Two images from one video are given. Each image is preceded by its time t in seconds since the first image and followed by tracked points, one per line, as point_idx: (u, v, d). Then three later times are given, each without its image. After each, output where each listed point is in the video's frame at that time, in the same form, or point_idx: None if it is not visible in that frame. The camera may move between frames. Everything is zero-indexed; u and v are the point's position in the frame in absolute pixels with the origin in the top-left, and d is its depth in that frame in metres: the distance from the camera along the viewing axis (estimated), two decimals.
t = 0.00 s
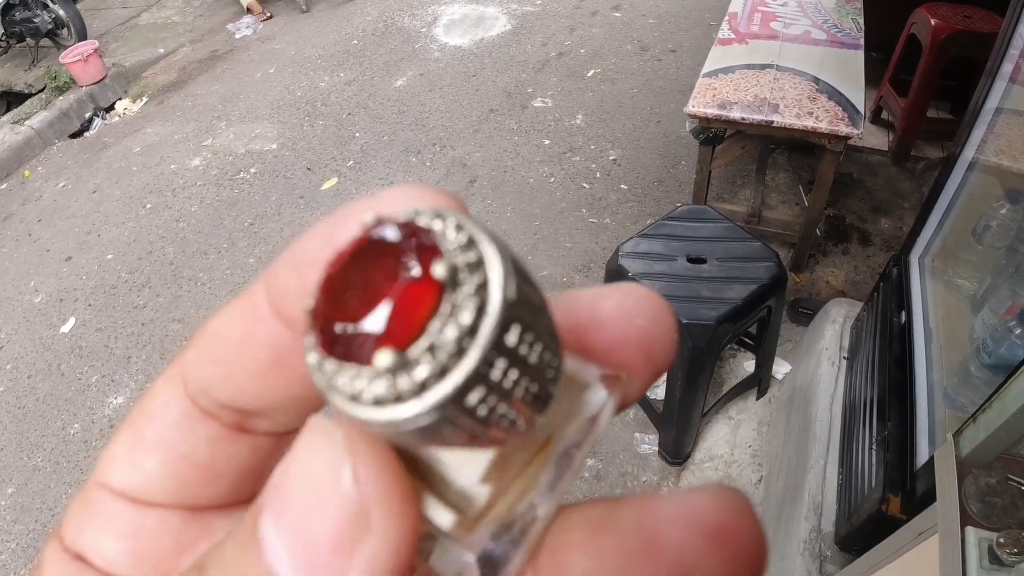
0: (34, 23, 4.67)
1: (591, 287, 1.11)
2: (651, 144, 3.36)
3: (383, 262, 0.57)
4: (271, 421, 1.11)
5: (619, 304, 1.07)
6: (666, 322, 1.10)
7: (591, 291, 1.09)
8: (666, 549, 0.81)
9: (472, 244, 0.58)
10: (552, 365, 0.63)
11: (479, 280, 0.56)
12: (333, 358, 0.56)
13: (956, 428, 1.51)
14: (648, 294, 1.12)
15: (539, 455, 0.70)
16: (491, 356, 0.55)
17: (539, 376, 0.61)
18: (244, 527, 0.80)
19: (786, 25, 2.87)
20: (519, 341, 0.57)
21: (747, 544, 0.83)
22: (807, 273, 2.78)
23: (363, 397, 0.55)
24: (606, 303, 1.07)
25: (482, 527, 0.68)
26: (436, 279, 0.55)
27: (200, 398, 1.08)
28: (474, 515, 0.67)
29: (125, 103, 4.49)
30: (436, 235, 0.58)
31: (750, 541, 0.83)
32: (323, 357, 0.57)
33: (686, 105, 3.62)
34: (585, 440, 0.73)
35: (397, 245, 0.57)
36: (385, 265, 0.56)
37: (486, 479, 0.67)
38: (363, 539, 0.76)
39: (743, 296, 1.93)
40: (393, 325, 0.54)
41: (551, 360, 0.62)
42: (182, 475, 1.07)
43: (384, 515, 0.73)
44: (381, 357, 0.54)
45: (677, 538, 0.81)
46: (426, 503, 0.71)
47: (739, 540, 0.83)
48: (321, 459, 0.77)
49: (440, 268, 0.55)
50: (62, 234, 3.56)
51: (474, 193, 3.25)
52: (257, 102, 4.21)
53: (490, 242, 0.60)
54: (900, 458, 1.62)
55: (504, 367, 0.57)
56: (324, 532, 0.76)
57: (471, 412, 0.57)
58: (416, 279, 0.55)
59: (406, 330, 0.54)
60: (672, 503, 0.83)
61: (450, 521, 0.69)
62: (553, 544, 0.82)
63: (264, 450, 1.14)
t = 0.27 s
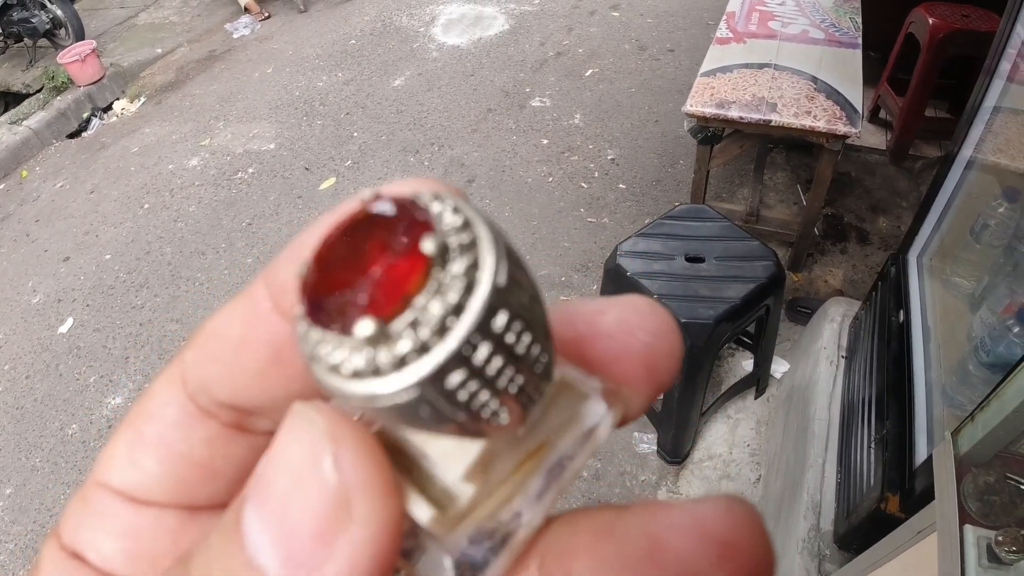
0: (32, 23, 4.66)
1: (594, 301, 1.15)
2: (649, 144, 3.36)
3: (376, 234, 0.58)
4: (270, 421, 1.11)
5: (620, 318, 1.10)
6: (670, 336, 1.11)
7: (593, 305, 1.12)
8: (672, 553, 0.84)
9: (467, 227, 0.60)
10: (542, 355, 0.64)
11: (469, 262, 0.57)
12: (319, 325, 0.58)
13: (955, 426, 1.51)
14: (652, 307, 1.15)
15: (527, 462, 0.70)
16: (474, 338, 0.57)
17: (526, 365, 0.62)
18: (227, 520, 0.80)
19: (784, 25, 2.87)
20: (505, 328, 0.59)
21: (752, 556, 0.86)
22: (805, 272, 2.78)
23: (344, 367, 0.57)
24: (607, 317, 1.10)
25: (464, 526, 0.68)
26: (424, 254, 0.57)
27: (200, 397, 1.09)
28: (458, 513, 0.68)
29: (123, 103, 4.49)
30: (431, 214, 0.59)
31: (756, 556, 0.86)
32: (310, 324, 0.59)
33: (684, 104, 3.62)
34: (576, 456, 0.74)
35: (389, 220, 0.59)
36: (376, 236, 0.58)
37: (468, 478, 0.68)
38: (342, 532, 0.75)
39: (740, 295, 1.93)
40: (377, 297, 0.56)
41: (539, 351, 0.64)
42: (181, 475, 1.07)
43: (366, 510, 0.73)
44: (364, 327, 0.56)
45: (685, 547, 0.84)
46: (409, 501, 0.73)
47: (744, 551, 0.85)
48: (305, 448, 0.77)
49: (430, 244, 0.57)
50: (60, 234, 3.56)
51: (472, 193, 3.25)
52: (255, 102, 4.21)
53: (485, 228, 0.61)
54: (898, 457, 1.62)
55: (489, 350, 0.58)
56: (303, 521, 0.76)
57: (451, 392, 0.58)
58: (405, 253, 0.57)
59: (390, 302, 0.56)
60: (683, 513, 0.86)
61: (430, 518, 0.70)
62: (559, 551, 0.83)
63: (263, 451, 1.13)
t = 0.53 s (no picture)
0: (30, 22, 4.65)
1: (593, 303, 1.15)
2: (648, 143, 3.36)
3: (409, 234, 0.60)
4: (275, 417, 1.11)
5: (619, 320, 1.10)
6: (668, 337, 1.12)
7: (592, 307, 1.13)
8: (682, 538, 0.86)
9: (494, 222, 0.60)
10: (565, 351, 0.64)
11: (499, 255, 0.57)
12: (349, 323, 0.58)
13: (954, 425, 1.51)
14: (649, 309, 1.15)
15: (534, 463, 0.70)
16: (505, 332, 0.56)
17: (550, 361, 0.62)
18: (235, 522, 0.80)
19: (782, 24, 2.87)
20: (533, 322, 0.58)
21: (759, 537, 0.89)
22: (804, 271, 2.78)
23: (374, 365, 0.55)
24: (607, 319, 1.10)
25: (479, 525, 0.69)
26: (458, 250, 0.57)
27: (207, 392, 1.09)
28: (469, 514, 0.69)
29: (121, 102, 4.48)
30: (458, 211, 0.60)
31: (762, 537, 0.89)
32: (338, 322, 0.58)
33: (683, 103, 3.62)
34: (582, 452, 0.75)
35: (426, 220, 0.60)
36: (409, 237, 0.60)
37: (481, 476, 0.68)
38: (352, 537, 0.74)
39: (740, 293, 1.93)
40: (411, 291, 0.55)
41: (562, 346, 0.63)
42: (186, 472, 1.07)
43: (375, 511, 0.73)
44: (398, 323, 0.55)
45: (693, 529, 0.87)
46: (423, 504, 0.72)
47: (751, 533, 0.88)
48: (310, 453, 0.76)
49: (462, 239, 0.57)
50: (58, 234, 3.55)
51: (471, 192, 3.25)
52: (253, 101, 4.20)
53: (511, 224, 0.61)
54: (897, 455, 1.62)
55: (518, 346, 0.57)
56: (313, 525, 0.75)
57: (480, 388, 0.57)
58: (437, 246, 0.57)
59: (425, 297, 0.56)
60: (691, 497, 0.89)
61: (447, 518, 0.70)
62: (565, 539, 0.84)
63: (268, 448, 1.13)
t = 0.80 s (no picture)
0: (29, 22, 4.65)
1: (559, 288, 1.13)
2: (648, 142, 3.36)
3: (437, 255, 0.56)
4: (269, 417, 1.10)
5: (585, 302, 1.09)
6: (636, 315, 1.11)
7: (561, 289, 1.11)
8: (655, 503, 0.85)
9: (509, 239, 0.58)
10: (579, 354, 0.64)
11: (523, 271, 0.56)
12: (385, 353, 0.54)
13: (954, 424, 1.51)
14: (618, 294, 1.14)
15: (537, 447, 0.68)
16: (538, 347, 0.55)
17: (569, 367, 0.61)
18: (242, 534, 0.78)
19: (782, 23, 2.87)
20: (555, 332, 0.57)
21: (732, 490, 0.87)
22: (804, 270, 2.78)
23: (416, 394, 0.52)
24: (571, 302, 1.09)
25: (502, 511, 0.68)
26: (489, 270, 0.55)
27: (198, 394, 1.08)
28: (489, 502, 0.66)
29: (121, 102, 4.48)
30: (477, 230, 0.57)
31: (735, 489, 0.87)
32: (372, 354, 0.54)
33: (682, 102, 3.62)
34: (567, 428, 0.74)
35: (447, 243, 0.56)
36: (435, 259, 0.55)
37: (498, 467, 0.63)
38: (377, 546, 0.72)
39: (739, 293, 1.93)
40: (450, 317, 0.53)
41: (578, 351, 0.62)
42: (179, 471, 1.07)
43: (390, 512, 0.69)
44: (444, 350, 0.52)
45: (663, 490, 0.86)
46: (442, 499, 0.68)
47: (724, 488, 0.86)
48: (325, 466, 0.73)
49: (493, 260, 0.55)
50: (58, 234, 3.55)
51: (470, 192, 3.25)
52: (253, 101, 4.20)
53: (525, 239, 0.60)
54: (897, 454, 1.62)
55: (548, 355, 0.56)
56: (332, 534, 0.73)
57: (518, 401, 0.56)
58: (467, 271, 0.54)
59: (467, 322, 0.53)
60: (658, 459, 0.87)
61: (471, 512, 0.66)
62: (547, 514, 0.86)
63: (262, 448, 1.13)
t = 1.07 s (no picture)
0: (29, 23, 4.64)
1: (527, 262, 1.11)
2: (647, 142, 3.36)
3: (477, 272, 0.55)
4: (257, 414, 1.09)
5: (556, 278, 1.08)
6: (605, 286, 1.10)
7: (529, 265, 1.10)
8: (652, 461, 0.90)
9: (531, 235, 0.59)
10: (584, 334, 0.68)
11: (554, 270, 0.58)
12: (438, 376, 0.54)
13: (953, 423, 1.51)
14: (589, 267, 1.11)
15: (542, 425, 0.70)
16: (573, 343, 0.59)
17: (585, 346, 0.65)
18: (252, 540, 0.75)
19: (781, 22, 2.87)
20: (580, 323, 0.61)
21: (724, 446, 0.92)
22: (803, 270, 2.78)
23: (470, 406, 0.54)
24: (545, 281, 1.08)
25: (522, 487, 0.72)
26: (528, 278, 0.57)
27: (183, 394, 1.07)
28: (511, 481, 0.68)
29: (120, 103, 4.48)
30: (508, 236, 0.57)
31: (726, 445, 0.92)
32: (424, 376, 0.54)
33: (681, 102, 3.62)
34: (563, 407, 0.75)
35: (482, 251, 0.56)
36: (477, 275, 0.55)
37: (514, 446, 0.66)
38: (400, 557, 0.69)
39: (738, 292, 1.93)
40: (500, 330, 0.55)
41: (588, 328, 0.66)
42: (169, 470, 1.06)
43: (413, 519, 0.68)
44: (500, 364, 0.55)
45: (658, 447, 0.90)
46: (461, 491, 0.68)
47: (715, 444, 0.91)
48: (354, 480, 0.69)
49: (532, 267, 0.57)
50: (58, 234, 3.56)
51: (470, 192, 3.25)
52: (252, 102, 4.20)
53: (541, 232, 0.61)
54: (896, 454, 1.62)
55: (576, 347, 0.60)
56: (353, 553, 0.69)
57: (555, 395, 0.60)
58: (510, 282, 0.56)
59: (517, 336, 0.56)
60: (653, 419, 0.92)
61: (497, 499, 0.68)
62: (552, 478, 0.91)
63: (252, 445, 1.10)
